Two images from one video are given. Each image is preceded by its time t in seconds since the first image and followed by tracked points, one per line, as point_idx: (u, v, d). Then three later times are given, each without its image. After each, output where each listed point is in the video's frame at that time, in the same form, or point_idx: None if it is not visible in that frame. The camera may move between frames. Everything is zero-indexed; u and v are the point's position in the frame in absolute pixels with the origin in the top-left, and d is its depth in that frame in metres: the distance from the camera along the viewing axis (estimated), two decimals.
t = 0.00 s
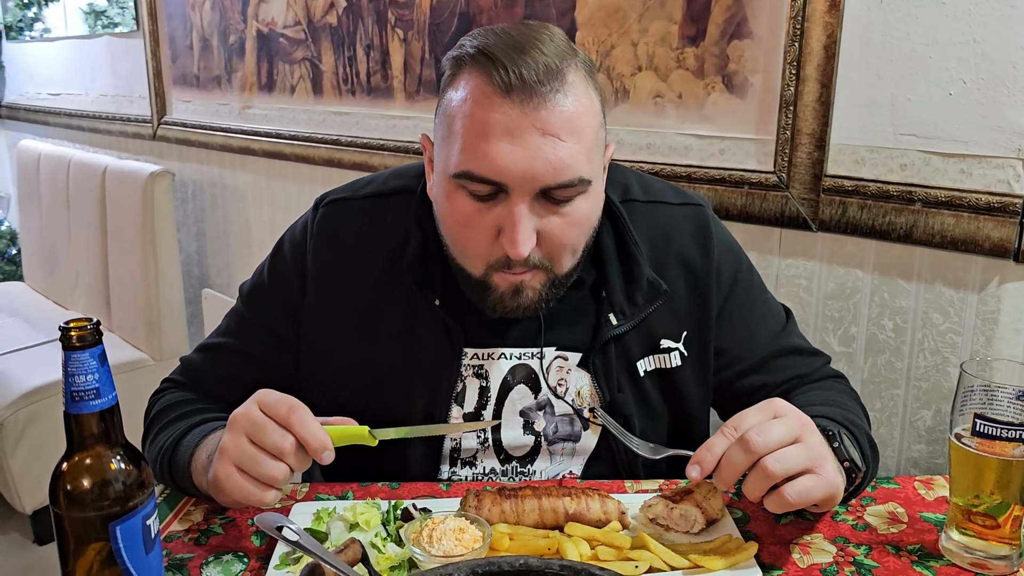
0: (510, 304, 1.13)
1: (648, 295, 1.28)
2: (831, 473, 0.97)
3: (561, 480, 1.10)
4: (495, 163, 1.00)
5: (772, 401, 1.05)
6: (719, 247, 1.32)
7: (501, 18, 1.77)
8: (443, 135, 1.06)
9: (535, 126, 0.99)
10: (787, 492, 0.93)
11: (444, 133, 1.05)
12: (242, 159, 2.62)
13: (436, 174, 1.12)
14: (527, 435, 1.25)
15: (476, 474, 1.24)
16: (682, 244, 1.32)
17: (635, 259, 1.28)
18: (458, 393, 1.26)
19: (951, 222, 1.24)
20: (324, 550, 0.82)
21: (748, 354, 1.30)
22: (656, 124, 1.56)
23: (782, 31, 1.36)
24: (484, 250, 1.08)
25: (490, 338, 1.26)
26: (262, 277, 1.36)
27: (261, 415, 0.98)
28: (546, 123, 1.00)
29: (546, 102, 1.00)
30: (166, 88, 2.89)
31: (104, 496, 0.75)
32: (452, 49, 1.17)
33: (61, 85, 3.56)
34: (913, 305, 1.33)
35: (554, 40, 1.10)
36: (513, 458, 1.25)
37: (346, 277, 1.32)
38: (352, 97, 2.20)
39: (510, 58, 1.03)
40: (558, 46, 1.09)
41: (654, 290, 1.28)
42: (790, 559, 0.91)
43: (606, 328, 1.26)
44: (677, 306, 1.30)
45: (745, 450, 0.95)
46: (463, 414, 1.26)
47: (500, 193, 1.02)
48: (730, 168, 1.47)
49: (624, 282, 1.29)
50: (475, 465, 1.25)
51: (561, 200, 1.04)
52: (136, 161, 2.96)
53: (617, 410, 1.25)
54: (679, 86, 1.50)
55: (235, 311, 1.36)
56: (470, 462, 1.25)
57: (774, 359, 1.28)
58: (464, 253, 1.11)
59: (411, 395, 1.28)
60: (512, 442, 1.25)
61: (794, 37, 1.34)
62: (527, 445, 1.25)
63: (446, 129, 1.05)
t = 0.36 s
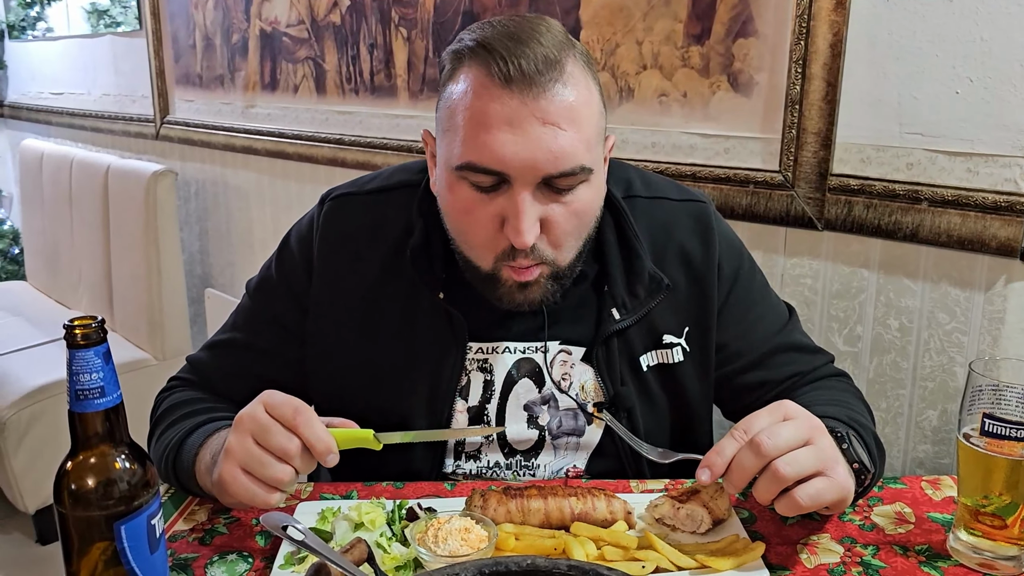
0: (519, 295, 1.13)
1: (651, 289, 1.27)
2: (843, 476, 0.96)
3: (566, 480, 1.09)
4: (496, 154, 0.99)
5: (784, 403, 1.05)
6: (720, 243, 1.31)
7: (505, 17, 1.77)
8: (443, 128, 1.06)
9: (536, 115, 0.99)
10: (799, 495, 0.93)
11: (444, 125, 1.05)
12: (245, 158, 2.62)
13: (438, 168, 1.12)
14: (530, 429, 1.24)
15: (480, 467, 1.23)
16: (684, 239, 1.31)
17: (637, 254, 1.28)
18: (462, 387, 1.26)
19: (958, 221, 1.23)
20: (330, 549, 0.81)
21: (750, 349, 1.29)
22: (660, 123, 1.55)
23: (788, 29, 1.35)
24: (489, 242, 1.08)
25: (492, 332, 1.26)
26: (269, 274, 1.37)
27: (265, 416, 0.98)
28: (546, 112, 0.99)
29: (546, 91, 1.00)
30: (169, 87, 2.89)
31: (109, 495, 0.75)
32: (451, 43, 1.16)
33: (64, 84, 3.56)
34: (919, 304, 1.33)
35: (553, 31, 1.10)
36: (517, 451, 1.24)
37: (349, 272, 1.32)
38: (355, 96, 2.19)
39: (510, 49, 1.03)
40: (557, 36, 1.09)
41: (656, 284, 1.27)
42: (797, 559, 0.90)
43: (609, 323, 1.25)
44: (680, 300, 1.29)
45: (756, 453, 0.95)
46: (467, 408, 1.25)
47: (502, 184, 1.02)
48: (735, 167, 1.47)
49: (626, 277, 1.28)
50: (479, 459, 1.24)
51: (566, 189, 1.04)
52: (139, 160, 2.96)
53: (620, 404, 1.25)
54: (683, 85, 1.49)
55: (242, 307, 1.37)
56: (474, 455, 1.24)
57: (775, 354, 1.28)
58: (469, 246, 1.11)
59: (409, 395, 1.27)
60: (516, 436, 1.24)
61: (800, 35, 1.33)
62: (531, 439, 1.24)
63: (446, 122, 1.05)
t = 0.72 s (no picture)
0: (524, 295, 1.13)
1: (653, 290, 1.28)
2: (843, 477, 0.97)
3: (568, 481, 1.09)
4: (502, 156, 1.00)
5: (785, 404, 1.04)
6: (722, 245, 1.31)
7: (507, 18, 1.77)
8: (449, 131, 1.06)
9: (542, 118, 0.99)
10: (799, 496, 0.93)
11: (450, 128, 1.05)
12: (247, 158, 2.62)
13: (442, 171, 1.12)
14: (533, 431, 1.24)
15: (484, 469, 1.23)
16: (686, 240, 1.31)
17: (639, 256, 1.28)
18: (464, 388, 1.26)
19: (959, 222, 1.23)
20: (332, 549, 0.82)
21: (752, 351, 1.30)
22: (662, 124, 1.55)
23: (790, 30, 1.35)
24: (495, 245, 1.08)
25: (494, 333, 1.26)
26: (273, 274, 1.38)
27: (270, 418, 0.99)
28: (553, 114, 1.00)
29: (552, 93, 1.00)
30: (171, 88, 2.89)
31: (112, 496, 0.75)
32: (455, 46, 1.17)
33: (66, 85, 3.56)
34: (920, 305, 1.33)
35: (556, 34, 1.10)
36: (520, 453, 1.24)
37: (352, 273, 1.32)
38: (357, 97, 2.20)
39: (515, 51, 1.03)
40: (561, 38, 1.09)
41: (658, 286, 1.27)
42: (797, 560, 0.90)
43: (612, 324, 1.26)
44: (682, 302, 1.29)
45: (755, 455, 0.94)
46: (470, 409, 1.26)
47: (509, 187, 1.02)
48: (736, 168, 1.47)
49: (629, 278, 1.29)
50: (482, 461, 1.23)
51: (572, 191, 1.04)
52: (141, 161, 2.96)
53: (623, 405, 1.25)
54: (685, 85, 1.50)
55: (245, 308, 1.37)
56: (477, 457, 1.23)
57: (777, 356, 1.28)
58: (475, 249, 1.11)
59: (410, 396, 1.27)
60: (519, 437, 1.24)
61: (801, 36, 1.34)
62: (534, 440, 1.24)
63: (452, 125, 1.05)
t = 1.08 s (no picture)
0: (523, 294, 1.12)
1: (653, 291, 1.27)
2: (842, 478, 0.96)
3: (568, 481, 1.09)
4: (502, 153, 1.00)
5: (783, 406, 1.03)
6: (722, 246, 1.31)
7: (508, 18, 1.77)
8: (447, 129, 1.06)
9: (540, 114, 1.00)
10: (798, 499, 0.93)
11: (449, 127, 1.05)
12: (248, 158, 2.62)
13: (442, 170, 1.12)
14: (534, 431, 1.24)
15: (484, 469, 1.23)
16: (686, 240, 1.31)
17: (639, 255, 1.28)
18: (465, 388, 1.26)
19: (961, 222, 1.23)
20: (332, 549, 0.82)
21: (752, 351, 1.29)
22: (663, 124, 1.55)
23: (791, 30, 1.35)
24: (494, 243, 1.08)
25: (495, 333, 1.26)
26: (274, 275, 1.38)
27: (276, 416, 0.99)
28: (551, 111, 1.00)
29: (551, 89, 1.00)
30: (173, 87, 2.89)
31: (112, 496, 0.75)
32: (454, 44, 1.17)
33: (67, 84, 3.57)
34: (921, 305, 1.32)
35: (554, 31, 1.10)
36: (521, 453, 1.24)
37: (352, 274, 1.32)
38: (358, 97, 2.20)
39: (512, 49, 1.03)
40: (559, 36, 1.09)
41: (658, 286, 1.27)
42: (798, 560, 0.90)
43: (611, 324, 1.25)
44: (682, 302, 1.29)
45: (754, 458, 0.94)
46: (471, 409, 1.26)
47: (509, 184, 1.02)
48: (737, 168, 1.47)
49: (629, 278, 1.29)
50: (483, 461, 1.24)
51: (571, 187, 1.04)
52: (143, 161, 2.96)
53: (623, 404, 1.25)
54: (686, 85, 1.49)
55: (246, 309, 1.37)
56: (478, 457, 1.24)
57: (777, 357, 1.28)
58: (474, 248, 1.11)
59: (410, 396, 1.27)
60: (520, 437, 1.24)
61: (802, 36, 1.33)
62: (535, 440, 1.24)
63: (451, 124, 1.05)
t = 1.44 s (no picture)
0: (517, 277, 1.12)
1: (651, 286, 1.27)
2: (849, 472, 0.95)
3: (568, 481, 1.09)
4: (482, 136, 1.01)
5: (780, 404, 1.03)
6: (721, 243, 1.31)
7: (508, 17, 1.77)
8: (433, 116, 1.08)
9: (517, 97, 1.01)
10: (805, 501, 0.92)
11: (434, 113, 1.07)
12: (248, 158, 2.62)
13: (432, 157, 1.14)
14: (535, 426, 1.23)
15: (485, 465, 1.23)
16: (685, 237, 1.31)
17: (637, 251, 1.27)
18: (465, 383, 1.25)
19: (962, 221, 1.23)
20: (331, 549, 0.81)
21: (751, 348, 1.29)
22: (663, 123, 1.55)
23: (792, 29, 1.35)
24: (482, 226, 1.09)
25: (496, 328, 1.26)
26: (273, 274, 1.38)
27: (284, 415, 0.98)
28: (530, 94, 1.01)
29: (528, 71, 1.01)
30: (173, 87, 2.89)
31: (110, 495, 0.75)
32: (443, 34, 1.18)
33: (67, 84, 3.57)
34: (923, 305, 1.32)
35: (536, 15, 1.10)
36: (521, 449, 1.24)
37: (352, 270, 1.32)
38: (358, 96, 2.19)
39: (492, 34, 1.04)
40: (540, 20, 1.10)
41: (657, 281, 1.27)
42: (799, 560, 0.90)
43: (610, 319, 1.25)
44: (681, 299, 1.29)
45: (763, 454, 0.93)
46: (472, 404, 1.25)
47: (492, 166, 1.04)
48: (738, 167, 1.46)
49: (627, 273, 1.28)
50: (484, 456, 1.23)
51: (554, 168, 1.05)
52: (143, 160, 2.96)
53: (623, 399, 1.25)
54: (687, 84, 1.49)
55: (247, 308, 1.37)
56: (478, 452, 1.23)
57: (776, 354, 1.27)
58: (463, 231, 1.12)
59: (410, 396, 1.27)
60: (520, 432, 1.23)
61: (803, 35, 1.33)
62: (536, 435, 1.23)
63: (435, 110, 1.07)
